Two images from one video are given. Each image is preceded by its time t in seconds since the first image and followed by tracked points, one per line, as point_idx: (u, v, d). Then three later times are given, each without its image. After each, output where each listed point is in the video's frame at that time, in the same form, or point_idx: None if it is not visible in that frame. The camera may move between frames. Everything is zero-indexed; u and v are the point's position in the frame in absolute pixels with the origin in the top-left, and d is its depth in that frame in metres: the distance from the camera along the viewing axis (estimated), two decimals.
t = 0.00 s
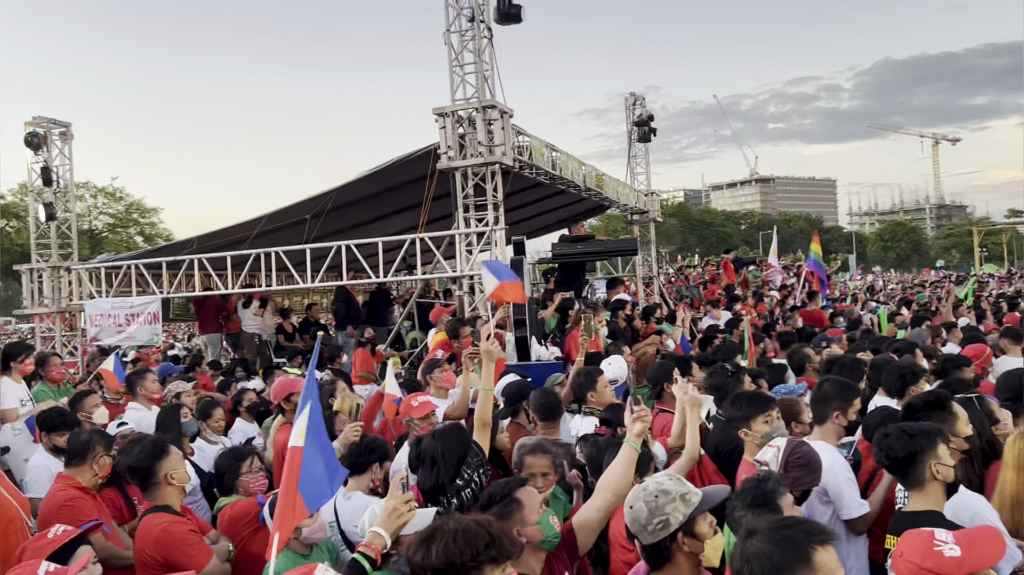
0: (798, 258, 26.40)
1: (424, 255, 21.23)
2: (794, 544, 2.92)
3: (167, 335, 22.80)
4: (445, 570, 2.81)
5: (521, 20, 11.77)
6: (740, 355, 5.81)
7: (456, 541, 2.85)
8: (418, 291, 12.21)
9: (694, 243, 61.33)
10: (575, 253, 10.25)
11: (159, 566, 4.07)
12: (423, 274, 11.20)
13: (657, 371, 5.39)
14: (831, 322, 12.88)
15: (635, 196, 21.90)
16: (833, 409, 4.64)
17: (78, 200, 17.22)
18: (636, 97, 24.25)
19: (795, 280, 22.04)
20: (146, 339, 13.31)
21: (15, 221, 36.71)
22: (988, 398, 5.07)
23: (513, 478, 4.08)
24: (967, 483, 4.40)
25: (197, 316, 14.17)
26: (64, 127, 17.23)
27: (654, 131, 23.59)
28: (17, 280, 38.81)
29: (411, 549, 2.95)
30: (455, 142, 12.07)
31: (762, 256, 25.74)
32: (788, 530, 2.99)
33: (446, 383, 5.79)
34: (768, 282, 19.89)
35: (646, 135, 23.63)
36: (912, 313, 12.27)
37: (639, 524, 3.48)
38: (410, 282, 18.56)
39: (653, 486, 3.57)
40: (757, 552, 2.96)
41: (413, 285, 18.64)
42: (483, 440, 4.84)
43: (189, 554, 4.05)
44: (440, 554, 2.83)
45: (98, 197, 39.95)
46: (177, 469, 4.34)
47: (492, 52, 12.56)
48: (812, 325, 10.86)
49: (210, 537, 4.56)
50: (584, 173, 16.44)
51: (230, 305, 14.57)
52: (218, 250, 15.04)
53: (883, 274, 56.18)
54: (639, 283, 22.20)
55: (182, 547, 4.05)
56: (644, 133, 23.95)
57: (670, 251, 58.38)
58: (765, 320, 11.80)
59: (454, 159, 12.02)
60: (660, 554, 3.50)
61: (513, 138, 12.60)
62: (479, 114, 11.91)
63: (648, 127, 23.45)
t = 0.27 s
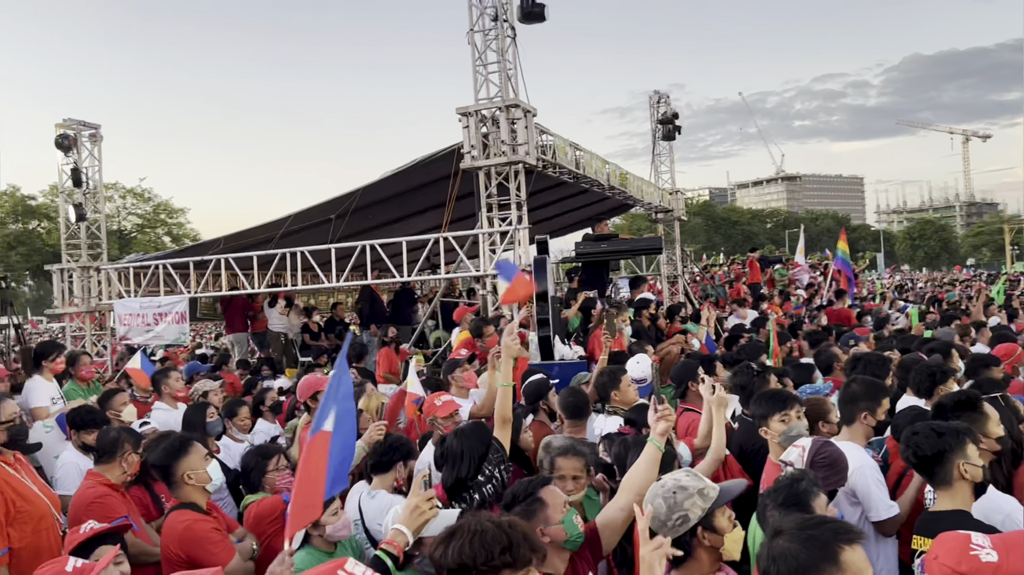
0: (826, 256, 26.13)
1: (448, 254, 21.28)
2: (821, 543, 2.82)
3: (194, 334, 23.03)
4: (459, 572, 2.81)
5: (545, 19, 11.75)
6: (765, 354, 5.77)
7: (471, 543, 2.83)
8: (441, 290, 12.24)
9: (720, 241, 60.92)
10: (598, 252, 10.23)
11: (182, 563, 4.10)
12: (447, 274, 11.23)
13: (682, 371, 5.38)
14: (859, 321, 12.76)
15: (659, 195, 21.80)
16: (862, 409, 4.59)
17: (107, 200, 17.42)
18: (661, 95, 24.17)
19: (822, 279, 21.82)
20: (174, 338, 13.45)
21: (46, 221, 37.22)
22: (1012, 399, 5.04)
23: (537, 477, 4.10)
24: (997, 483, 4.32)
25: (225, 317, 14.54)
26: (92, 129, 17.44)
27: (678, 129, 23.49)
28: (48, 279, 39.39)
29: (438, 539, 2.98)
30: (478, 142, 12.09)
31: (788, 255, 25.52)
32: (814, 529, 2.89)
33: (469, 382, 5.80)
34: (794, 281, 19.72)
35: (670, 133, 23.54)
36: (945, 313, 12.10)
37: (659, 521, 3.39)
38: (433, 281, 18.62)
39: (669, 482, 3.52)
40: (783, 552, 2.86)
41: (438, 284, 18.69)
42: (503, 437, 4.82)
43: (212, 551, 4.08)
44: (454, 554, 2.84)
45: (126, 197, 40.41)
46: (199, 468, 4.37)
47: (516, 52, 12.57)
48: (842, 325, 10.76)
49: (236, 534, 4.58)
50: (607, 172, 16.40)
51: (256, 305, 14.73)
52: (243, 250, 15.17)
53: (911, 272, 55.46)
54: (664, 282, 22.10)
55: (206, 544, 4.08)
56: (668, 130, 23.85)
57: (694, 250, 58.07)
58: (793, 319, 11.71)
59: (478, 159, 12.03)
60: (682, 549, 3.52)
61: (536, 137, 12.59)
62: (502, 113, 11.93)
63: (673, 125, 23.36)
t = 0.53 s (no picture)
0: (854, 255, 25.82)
1: (471, 254, 21.34)
2: (847, 542, 2.77)
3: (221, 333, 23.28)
4: None
5: (568, 18, 11.72)
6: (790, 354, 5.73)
7: (487, 549, 2.81)
8: (465, 290, 12.26)
9: (745, 240, 60.43)
10: (621, 251, 10.19)
11: (193, 560, 4.11)
12: (470, 273, 11.26)
13: (705, 370, 5.35)
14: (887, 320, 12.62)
15: (683, 193, 21.67)
16: (889, 409, 4.54)
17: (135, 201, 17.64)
18: (685, 93, 24.09)
19: (849, 278, 21.58)
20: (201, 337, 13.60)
21: (76, 222, 37.77)
22: None
23: (559, 477, 4.07)
24: None
25: (252, 315, 14.92)
26: (121, 131, 17.67)
27: (703, 127, 23.37)
28: (78, 279, 39.97)
29: (459, 541, 2.99)
30: (501, 141, 12.09)
31: (815, 254, 25.26)
32: (839, 528, 2.85)
33: (491, 381, 5.79)
34: (820, 280, 19.53)
35: (695, 131, 23.43)
36: (977, 311, 11.92)
37: (680, 519, 3.45)
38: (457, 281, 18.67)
39: (691, 481, 3.55)
40: (808, 551, 2.81)
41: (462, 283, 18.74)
42: (525, 434, 4.79)
43: (219, 549, 4.07)
44: (472, 560, 2.81)
45: (155, 198, 40.89)
46: (217, 466, 4.37)
47: (540, 51, 12.54)
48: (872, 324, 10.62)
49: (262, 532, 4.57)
50: (630, 170, 16.35)
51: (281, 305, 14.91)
52: (269, 250, 15.31)
53: (939, 270, 54.66)
54: (688, 281, 21.96)
55: (217, 543, 4.07)
56: (693, 129, 23.74)
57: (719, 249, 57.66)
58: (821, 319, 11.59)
59: (501, 158, 12.03)
60: (703, 548, 3.48)
61: (559, 135, 12.57)
62: (525, 112, 11.93)
63: (697, 123, 23.25)
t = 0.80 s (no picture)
0: (883, 254, 25.58)
1: (495, 253, 21.38)
2: (874, 542, 2.73)
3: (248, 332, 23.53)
4: None
5: (592, 16, 11.71)
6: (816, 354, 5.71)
7: (498, 551, 2.80)
8: (488, 289, 12.29)
9: (771, 238, 59.99)
10: (646, 250, 10.15)
11: (211, 558, 4.10)
12: (494, 272, 11.28)
13: (729, 370, 5.33)
14: (918, 320, 12.45)
15: (708, 192, 21.60)
16: (916, 410, 4.49)
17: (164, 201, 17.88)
18: (710, 91, 24.04)
19: (878, 277, 21.29)
20: (228, 336, 13.74)
21: (107, 223, 38.35)
22: None
23: (581, 477, 4.05)
24: None
25: (277, 315, 15.33)
26: (150, 132, 17.92)
27: (728, 125, 23.27)
28: (109, 278, 40.56)
29: (471, 543, 2.98)
30: (525, 140, 12.11)
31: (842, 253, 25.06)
32: (866, 527, 2.81)
33: (515, 380, 5.79)
34: (847, 279, 19.30)
35: (720, 129, 23.34)
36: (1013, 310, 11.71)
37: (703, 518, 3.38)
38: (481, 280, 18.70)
39: (714, 479, 3.46)
40: (835, 551, 2.76)
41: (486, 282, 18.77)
42: (548, 435, 4.73)
43: (235, 547, 4.04)
44: (483, 564, 2.80)
45: (183, 198, 41.41)
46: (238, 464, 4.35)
47: (564, 50, 12.55)
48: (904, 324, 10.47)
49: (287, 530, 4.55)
50: (654, 169, 16.30)
51: (307, 304, 15.23)
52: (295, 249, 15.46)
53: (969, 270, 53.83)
54: (714, 280, 21.84)
55: (232, 541, 4.05)
56: (718, 127, 23.64)
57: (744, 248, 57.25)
58: (849, 318, 11.51)
59: (525, 157, 12.04)
60: (725, 546, 3.42)
61: (583, 134, 12.56)
62: (549, 111, 11.94)
63: (723, 121, 23.16)
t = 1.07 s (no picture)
0: (914, 252, 25.30)
1: (519, 253, 21.42)
2: (900, 543, 2.61)
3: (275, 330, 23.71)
4: None
5: (616, 14, 11.69)
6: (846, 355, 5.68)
7: (515, 546, 2.79)
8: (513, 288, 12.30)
9: (799, 237, 59.47)
10: (672, 249, 10.12)
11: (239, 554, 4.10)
12: (519, 271, 11.30)
13: (756, 369, 5.31)
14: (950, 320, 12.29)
15: (734, 190, 21.46)
16: (947, 411, 4.43)
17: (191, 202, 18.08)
18: (736, 89, 23.98)
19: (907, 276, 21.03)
20: (255, 335, 13.86)
21: (137, 223, 38.91)
22: None
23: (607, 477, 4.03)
24: None
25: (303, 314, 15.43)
26: (178, 134, 18.16)
27: (755, 123, 23.16)
28: (138, 278, 41.15)
29: (487, 545, 2.97)
30: (549, 139, 12.12)
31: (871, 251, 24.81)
32: (893, 528, 2.68)
33: (541, 380, 5.79)
34: (876, 277, 19.08)
35: (746, 127, 23.23)
36: None
37: (730, 516, 3.33)
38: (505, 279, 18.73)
39: (743, 479, 3.42)
40: (861, 552, 2.67)
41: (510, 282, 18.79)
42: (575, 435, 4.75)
43: (265, 545, 4.05)
44: (500, 560, 2.80)
45: (211, 199, 41.89)
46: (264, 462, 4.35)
47: (588, 48, 12.54)
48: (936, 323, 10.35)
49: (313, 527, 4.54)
50: (678, 167, 16.25)
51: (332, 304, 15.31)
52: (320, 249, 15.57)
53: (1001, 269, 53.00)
54: (740, 279, 21.72)
55: (259, 537, 4.07)
56: (744, 125, 23.52)
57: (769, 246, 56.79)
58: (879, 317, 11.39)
59: (549, 156, 12.06)
60: (752, 547, 3.35)
61: (608, 133, 12.55)
62: (573, 110, 11.97)
63: (749, 119, 23.05)
